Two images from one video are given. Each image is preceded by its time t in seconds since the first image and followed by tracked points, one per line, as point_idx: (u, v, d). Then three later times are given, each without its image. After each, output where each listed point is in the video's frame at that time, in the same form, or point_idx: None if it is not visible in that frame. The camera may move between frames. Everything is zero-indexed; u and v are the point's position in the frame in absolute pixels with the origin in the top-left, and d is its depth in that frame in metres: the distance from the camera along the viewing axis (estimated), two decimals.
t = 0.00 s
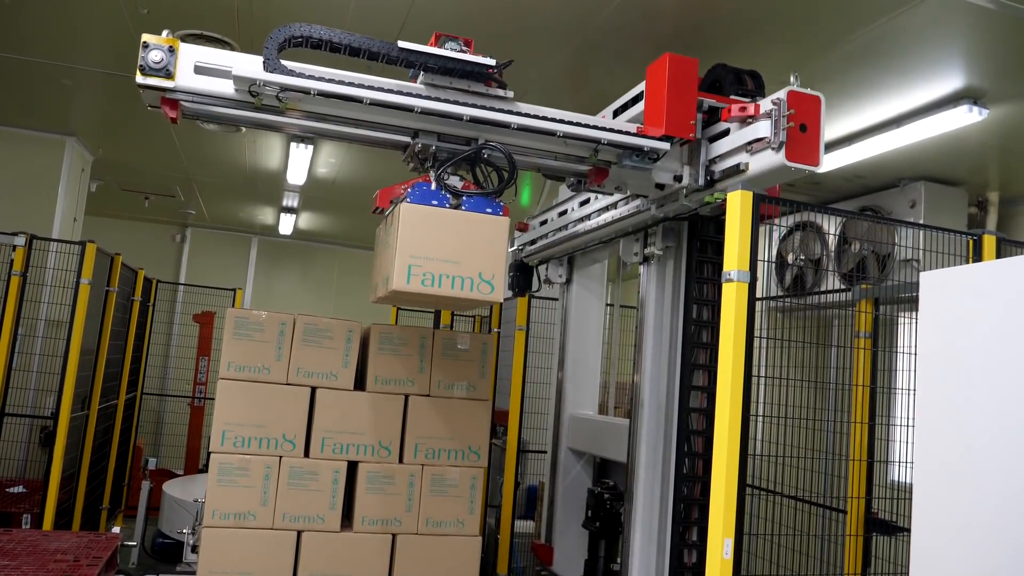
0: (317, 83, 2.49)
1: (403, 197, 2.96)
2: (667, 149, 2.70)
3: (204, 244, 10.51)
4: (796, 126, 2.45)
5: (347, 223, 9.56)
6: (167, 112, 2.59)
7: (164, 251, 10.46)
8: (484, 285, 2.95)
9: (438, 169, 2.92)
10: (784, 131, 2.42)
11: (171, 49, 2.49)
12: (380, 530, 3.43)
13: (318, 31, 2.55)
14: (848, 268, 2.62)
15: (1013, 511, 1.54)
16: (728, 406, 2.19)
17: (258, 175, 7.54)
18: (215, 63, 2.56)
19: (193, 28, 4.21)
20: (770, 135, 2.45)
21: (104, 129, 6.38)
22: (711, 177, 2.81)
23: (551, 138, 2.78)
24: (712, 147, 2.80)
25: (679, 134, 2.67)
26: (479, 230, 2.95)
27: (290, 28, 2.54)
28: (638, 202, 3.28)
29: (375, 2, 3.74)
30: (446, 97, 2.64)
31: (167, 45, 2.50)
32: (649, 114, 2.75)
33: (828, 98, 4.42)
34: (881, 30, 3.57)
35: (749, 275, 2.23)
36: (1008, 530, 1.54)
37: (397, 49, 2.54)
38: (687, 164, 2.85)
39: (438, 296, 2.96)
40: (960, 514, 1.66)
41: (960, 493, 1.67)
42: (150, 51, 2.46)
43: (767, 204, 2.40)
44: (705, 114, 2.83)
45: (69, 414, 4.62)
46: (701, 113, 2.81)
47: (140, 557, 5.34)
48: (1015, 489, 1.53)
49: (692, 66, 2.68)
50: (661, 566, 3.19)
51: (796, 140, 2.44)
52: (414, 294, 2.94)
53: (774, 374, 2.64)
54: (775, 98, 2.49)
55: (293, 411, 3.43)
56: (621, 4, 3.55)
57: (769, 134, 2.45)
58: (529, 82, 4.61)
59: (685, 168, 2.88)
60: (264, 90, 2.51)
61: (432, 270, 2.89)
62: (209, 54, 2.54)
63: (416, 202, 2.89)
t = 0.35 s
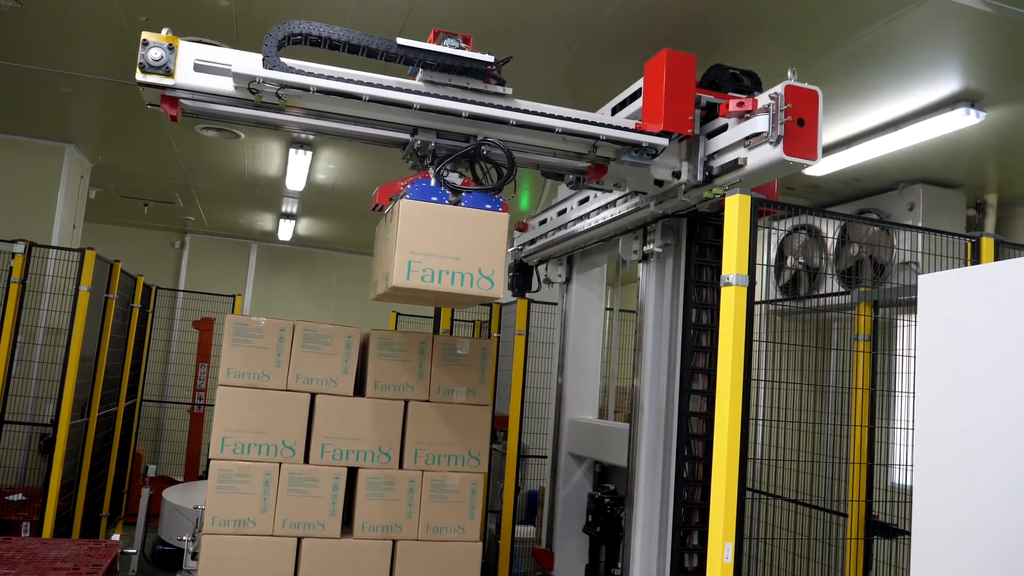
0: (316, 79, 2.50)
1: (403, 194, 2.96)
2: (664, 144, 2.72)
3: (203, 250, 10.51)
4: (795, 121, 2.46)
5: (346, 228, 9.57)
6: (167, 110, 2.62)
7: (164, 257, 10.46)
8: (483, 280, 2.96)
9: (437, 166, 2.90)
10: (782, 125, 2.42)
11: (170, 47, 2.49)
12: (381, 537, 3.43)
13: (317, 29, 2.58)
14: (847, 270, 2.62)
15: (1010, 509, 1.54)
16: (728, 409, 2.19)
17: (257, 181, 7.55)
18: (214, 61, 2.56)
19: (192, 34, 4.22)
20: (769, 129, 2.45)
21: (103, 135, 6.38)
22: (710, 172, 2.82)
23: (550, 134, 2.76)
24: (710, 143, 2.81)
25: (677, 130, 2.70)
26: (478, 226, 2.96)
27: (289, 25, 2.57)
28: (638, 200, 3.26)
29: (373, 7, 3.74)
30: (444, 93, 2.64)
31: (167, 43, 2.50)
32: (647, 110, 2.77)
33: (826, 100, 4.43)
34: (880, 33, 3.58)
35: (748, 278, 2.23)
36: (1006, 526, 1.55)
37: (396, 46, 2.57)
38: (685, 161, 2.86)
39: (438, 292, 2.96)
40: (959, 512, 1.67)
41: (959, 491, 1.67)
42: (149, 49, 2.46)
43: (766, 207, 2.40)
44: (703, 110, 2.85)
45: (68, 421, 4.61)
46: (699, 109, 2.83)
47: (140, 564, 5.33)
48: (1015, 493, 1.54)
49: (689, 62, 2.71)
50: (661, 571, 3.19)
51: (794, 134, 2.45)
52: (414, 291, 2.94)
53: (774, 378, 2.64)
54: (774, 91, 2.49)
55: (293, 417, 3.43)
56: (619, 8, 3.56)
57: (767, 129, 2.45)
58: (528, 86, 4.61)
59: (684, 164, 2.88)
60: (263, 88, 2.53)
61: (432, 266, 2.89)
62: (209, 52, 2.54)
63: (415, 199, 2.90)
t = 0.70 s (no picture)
0: (318, 82, 2.50)
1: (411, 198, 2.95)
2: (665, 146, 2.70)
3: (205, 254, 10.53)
4: (796, 124, 2.46)
5: (348, 231, 9.58)
6: (168, 114, 2.62)
7: (166, 261, 10.49)
8: (494, 284, 2.93)
9: (446, 170, 2.92)
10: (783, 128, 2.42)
11: (172, 50, 2.49)
12: (383, 539, 3.43)
13: (322, 32, 2.57)
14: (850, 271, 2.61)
15: (1013, 509, 1.54)
16: (730, 410, 2.19)
17: (259, 184, 7.56)
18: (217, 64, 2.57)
19: (193, 37, 4.22)
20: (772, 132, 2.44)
21: (106, 140, 6.40)
22: (711, 173, 2.81)
23: (551, 136, 2.76)
24: (711, 146, 2.81)
25: (679, 131, 2.68)
26: (488, 229, 2.94)
27: (293, 28, 2.56)
28: (639, 201, 3.26)
29: (375, 9, 3.75)
30: (447, 95, 2.64)
31: (169, 46, 2.51)
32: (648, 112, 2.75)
33: (828, 101, 4.42)
34: (882, 33, 3.57)
35: (750, 280, 2.23)
36: (1009, 524, 1.55)
37: (404, 51, 2.56)
38: (685, 162, 2.85)
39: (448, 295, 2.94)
40: (961, 509, 1.67)
41: (961, 489, 1.68)
42: (152, 52, 2.47)
43: (767, 208, 2.40)
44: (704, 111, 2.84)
45: (71, 425, 4.61)
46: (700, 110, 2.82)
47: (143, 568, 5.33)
48: (1018, 493, 1.54)
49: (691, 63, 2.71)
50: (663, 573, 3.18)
51: (796, 134, 2.45)
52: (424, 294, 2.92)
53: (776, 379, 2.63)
54: (774, 93, 2.49)
55: (295, 419, 3.43)
56: (620, 9, 3.56)
57: (768, 129, 2.45)
58: (529, 88, 4.61)
59: (685, 166, 2.87)
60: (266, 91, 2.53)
61: (441, 269, 2.87)
62: (211, 55, 2.54)
63: (424, 202, 2.88)
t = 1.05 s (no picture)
0: (323, 92, 2.51)
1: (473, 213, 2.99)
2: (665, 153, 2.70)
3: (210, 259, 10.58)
4: (802, 128, 2.46)
5: (352, 236, 9.60)
6: (176, 124, 2.66)
7: (171, 266, 10.53)
8: (554, 296, 2.97)
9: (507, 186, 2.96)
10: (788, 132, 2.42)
11: (180, 62, 2.52)
12: (389, 544, 3.43)
13: (370, 44, 2.58)
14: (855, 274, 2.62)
15: (1021, 512, 1.54)
16: (736, 413, 2.19)
17: (264, 189, 7.58)
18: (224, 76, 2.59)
19: (199, 44, 4.24)
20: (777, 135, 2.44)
21: (112, 146, 6.44)
22: (710, 180, 2.83)
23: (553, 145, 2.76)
24: (711, 152, 2.83)
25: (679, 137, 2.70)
26: (549, 243, 2.98)
27: (339, 39, 2.58)
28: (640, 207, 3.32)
29: (379, 15, 3.76)
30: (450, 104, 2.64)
31: (177, 58, 2.53)
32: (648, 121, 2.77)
33: (832, 106, 4.42)
34: (887, 36, 3.57)
35: (755, 284, 2.23)
36: (1011, 517, 1.56)
37: (469, 70, 2.64)
38: (686, 169, 2.87)
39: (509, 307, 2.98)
40: (963, 502, 1.68)
41: (964, 483, 1.68)
42: (160, 64, 2.49)
43: (772, 213, 2.41)
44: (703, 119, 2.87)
45: (78, 430, 4.63)
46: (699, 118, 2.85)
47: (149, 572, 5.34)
48: None
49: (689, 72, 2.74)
50: None
51: (801, 138, 2.45)
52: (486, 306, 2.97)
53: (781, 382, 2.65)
54: (780, 97, 2.50)
55: (301, 424, 3.43)
56: (625, 14, 3.57)
57: (774, 133, 2.45)
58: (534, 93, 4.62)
59: (684, 172, 2.89)
60: (273, 101, 2.54)
61: (504, 282, 2.91)
62: (219, 66, 2.57)
63: (487, 217, 2.92)
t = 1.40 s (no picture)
0: (320, 118, 2.59)
1: (461, 228, 3.08)
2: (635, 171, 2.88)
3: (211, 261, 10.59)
4: (802, 129, 2.45)
5: (353, 238, 9.60)
6: (185, 146, 2.75)
7: (173, 269, 10.54)
8: (536, 305, 3.05)
9: (492, 203, 3.04)
10: (790, 133, 2.41)
11: (188, 90, 2.62)
12: (391, 546, 3.43)
13: (360, 73, 2.69)
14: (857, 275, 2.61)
15: None
16: (738, 416, 2.19)
17: (265, 191, 7.58)
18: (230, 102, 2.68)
19: (200, 46, 4.25)
20: (778, 136, 2.44)
21: (113, 149, 6.45)
22: (679, 196, 3.03)
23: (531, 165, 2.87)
24: (679, 170, 3.03)
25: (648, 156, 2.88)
26: (534, 255, 3.05)
27: (332, 68, 2.67)
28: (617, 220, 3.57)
29: (380, 17, 3.77)
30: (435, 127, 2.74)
31: (185, 86, 2.64)
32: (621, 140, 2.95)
33: (833, 106, 4.42)
34: (888, 36, 3.57)
35: (757, 285, 2.23)
36: (1017, 520, 1.55)
37: (456, 98, 2.73)
38: (656, 185, 3.05)
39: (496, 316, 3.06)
40: (968, 503, 1.67)
41: (969, 485, 1.67)
42: (170, 92, 2.60)
43: (774, 213, 2.41)
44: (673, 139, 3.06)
45: (79, 433, 4.63)
46: (670, 137, 3.03)
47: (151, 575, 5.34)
48: None
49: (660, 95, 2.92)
50: None
51: (803, 138, 2.44)
52: (473, 315, 3.04)
53: (784, 382, 2.64)
54: (780, 98, 2.49)
55: (303, 426, 3.43)
56: (625, 16, 3.57)
57: (774, 134, 2.45)
58: (534, 95, 4.63)
59: (655, 188, 3.07)
60: (274, 127, 2.63)
61: (490, 292, 2.99)
62: (225, 93, 2.66)
63: (473, 231, 3.01)
